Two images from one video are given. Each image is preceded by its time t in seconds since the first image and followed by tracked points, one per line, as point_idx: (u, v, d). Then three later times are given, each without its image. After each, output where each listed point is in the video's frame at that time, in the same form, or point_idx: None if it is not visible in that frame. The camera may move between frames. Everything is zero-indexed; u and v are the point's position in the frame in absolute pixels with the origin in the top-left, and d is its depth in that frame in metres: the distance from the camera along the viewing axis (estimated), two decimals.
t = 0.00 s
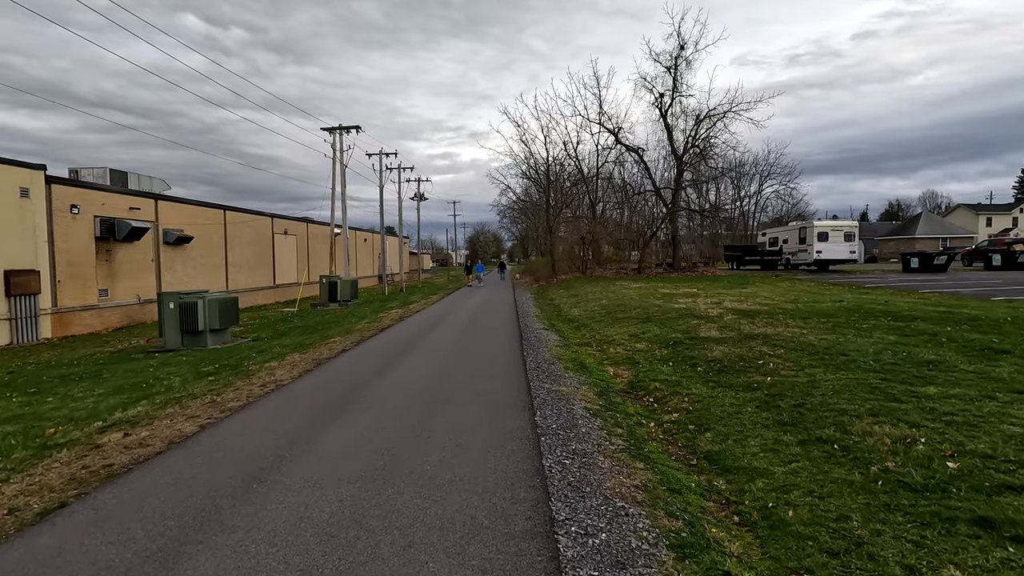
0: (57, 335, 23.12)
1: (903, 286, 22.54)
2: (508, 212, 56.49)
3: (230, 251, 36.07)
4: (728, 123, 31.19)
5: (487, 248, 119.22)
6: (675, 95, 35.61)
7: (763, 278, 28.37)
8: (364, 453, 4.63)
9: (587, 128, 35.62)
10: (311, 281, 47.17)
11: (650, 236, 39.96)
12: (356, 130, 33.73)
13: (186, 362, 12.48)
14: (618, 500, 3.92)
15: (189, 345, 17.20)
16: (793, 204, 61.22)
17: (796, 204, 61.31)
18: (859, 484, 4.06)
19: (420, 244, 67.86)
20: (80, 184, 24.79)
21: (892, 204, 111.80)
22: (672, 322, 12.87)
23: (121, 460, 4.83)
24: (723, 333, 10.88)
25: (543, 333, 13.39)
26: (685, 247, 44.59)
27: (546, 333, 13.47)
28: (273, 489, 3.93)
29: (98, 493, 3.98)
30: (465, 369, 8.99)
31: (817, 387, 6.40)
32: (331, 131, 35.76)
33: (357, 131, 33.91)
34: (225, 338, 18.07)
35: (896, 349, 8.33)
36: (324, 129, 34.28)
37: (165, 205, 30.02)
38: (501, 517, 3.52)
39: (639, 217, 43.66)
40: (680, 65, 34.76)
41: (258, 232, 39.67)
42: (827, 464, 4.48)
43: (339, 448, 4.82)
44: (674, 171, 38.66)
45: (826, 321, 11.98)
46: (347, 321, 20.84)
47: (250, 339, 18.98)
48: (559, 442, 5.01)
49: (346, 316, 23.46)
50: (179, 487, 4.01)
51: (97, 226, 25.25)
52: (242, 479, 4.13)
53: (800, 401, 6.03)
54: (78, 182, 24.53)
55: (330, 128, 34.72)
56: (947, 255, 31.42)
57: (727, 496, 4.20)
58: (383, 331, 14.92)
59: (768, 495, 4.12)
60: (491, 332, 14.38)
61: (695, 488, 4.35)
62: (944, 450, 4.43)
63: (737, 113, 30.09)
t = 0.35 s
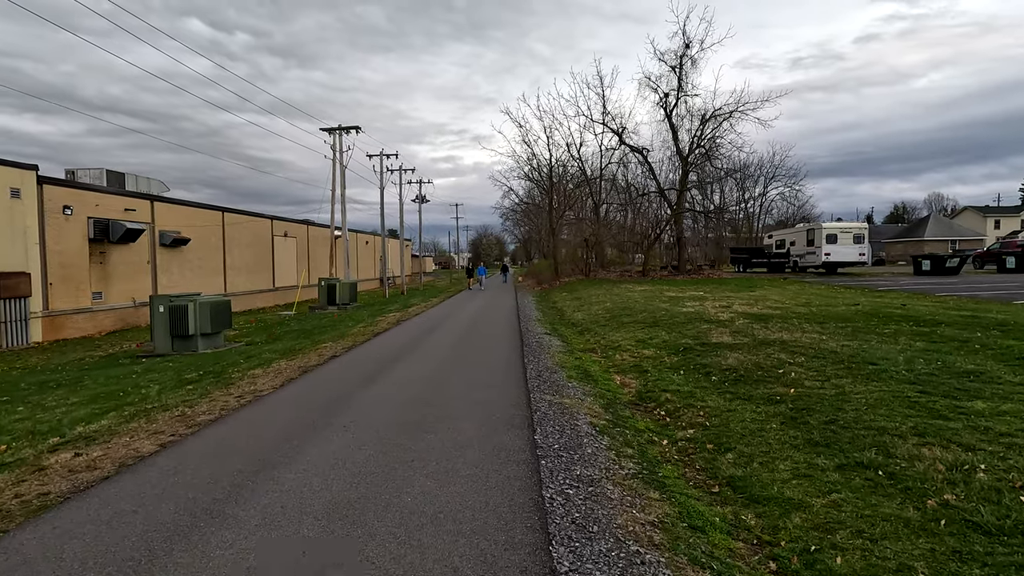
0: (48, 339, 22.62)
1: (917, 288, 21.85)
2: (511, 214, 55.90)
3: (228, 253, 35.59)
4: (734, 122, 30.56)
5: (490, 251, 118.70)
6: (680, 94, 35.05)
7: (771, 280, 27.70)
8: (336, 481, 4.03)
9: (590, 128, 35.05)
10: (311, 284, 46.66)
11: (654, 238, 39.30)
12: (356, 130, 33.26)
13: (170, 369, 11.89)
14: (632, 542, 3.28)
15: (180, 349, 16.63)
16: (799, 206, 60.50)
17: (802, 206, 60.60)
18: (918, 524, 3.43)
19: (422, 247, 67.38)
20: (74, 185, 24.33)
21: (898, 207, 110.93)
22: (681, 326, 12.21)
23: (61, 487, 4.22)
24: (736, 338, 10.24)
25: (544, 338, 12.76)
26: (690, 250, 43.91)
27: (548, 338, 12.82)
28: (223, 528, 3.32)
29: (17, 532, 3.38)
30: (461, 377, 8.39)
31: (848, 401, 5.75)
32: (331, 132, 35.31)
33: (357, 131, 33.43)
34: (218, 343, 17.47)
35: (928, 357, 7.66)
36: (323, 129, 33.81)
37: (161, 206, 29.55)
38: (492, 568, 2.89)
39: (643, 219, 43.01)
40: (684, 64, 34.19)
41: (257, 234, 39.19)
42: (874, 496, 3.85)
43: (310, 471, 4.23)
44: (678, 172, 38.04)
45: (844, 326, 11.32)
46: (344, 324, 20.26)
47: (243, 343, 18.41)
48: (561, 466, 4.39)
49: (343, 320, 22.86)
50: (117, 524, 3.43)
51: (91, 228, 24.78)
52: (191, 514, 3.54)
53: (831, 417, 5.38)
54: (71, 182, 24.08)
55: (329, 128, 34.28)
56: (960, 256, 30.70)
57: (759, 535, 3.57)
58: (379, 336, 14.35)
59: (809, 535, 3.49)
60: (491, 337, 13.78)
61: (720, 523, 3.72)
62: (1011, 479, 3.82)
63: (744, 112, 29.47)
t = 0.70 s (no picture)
0: (47, 343, 22.22)
1: (939, 292, 21.07)
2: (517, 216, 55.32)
3: (232, 255, 35.20)
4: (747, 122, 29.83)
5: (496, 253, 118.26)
6: (690, 93, 34.37)
7: (785, 284, 26.94)
8: (316, 522, 3.44)
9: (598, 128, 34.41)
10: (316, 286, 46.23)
11: (664, 241, 38.59)
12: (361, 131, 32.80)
13: (162, 377, 11.36)
14: None
15: (176, 355, 16.12)
16: (810, 207, 59.59)
17: (813, 207, 59.68)
18: None
19: (427, 249, 66.82)
20: (74, 186, 23.95)
21: (909, 209, 109.53)
22: (699, 333, 11.54)
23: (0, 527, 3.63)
24: (760, 347, 9.55)
25: (554, 344, 12.12)
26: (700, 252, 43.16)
27: (557, 344, 12.19)
28: None
29: None
30: (466, 387, 7.79)
31: (902, 423, 5.10)
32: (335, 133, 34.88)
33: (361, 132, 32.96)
34: (216, 348, 17.04)
35: (979, 369, 6.95)
36: (327, 130, 33.35)
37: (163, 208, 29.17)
38: None
39: (652, 221, 42.30)
40: (695, 63, 33.51)
41: (261, 236, 38.79)
42: (962, 549, 3.22)
43: (288, 509, 3.64)
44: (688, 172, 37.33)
45: (873, 332, 10.63)
46: (345, 329, 19.73)
47: (243, 348, 17.90)
48: (582, 504, 3.77)
49: (345, 324, 22.33)
50: None
51: (91, 230, 24.41)
52: (140, 567, 2.96)
53: (885, 441, 4.74)
54: (71, 183, 23.70)
55: (333, 129, 33.85)
56: (979, 259, 29.84)
57: None
58: (382, 342, 13.80)
59: None
60: (497, 344, 13.18)
61: None
62: None
63: (756, 111, 28.73)
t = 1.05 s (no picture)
0: (42, 348, 21.82)
1: (957, 297, 20.39)
2: (522, 218, 54.80)
3: (233, 258, 34.79)
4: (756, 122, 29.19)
5: (501, 256, 117.81)
6: (697, 94, 33.79)
7: (796, 287, 26.26)
8: None
9: (604, 129, 33.88)
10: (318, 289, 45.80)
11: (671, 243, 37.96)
12: (363, 132, 32.37)
13: (149, 387, 10.86)
14: None
15: (170, 361, 15.62)
16: (819, 210, 58.81)
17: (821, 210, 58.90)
18: None
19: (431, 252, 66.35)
20: (71, 188, 23.60)
21: (918, 212, 108.42)
22: (713, 341, 10.91)
23: None
24: (781, 357, 8.91)
25: (559, 352, 11.51)
26: (707, 255, 42.48)
27: (562, 352, 11.59)
28: None
29: None
30: (466, 395, 7.23)
31: (957, 450, 4.52)
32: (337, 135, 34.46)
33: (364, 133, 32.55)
34: (211, 353, 16.48)
35: None
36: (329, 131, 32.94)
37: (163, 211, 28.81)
38: None
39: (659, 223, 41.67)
40: (702, 63, 32.96)
41: (263, 239, 38.40)
42: None
43: (250, 561, 3.09)
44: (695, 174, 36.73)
45: (900, 342, 10.01)
46: (344, 334, 19.24)
47: (239, 355, 17.41)
48: (595, 557, 3.19)
49: (345, 328, 21.83)
50: None
51: (88, 233, 24.05)
52: None
53: (944, 474, 4.16)
54: (68, 186, 23.34)
55: (335, 130, 33.44)
56: (996, 262, 29.08)
57: None
58: (382, 347, 13.25)
59: None
60: (502, 348, 12.63)
61: None
62: None
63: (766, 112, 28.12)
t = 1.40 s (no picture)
0: (34, 353, 21.32)
1: (975, 301, 19.68)
2: (525, 220, 54.21)
3: (232, 261, 34.29)
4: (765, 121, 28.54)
5: (504, 258, 117.27)
6: (704, 93, 33.18)
7: (808, 291, 25.55)
8: None
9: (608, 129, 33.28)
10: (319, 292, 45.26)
11: (677, 246, 37.28)
12: (364, 133, 31.88)
13: (130, 397, 10.27)
14: None
15: (159, 368, 15.05)
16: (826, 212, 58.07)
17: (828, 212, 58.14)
18: None
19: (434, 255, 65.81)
20: (65, 189, 23.13)
21: (925, 214, 107.53)
22: (728, 349, 10.26)
23: None
24: (804, 369, 8.27)
25: (564, 360, 10.89)
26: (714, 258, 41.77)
27: (566, 359, 10.97)
28: None
29: None
30: (464, 410, 6.62)
31: None
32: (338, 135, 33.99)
33: (364, 134, 32.05)
34: (203, 360, 15.95)
35: None
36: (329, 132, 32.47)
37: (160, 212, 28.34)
38: None
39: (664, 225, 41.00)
40: (709, 61, 32.35)
41: (263, 242, 37.92)
42: None
43: None
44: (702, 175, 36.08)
45: (928, 351, 9.35)
46: (341, 339, 18.64)
47: (233, 361, 16.84)
48: None
49: (344, 333, 21.23)
50: None
51: (82, 234, 23.56)
52: None
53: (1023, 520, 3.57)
54: (62, 186, 22.87)
55: (336, 131, 32.97)
56: (1012, 265, 28.31)
57: None
58: (379, 354, 12.63)
59: None
60: (505, 351, 12.02)
61: None
62: None
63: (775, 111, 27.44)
